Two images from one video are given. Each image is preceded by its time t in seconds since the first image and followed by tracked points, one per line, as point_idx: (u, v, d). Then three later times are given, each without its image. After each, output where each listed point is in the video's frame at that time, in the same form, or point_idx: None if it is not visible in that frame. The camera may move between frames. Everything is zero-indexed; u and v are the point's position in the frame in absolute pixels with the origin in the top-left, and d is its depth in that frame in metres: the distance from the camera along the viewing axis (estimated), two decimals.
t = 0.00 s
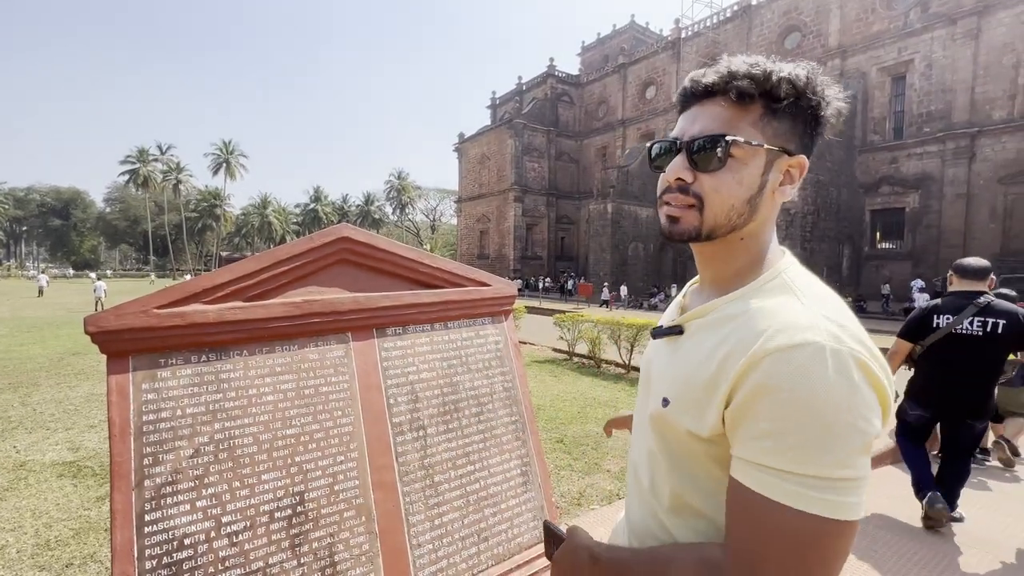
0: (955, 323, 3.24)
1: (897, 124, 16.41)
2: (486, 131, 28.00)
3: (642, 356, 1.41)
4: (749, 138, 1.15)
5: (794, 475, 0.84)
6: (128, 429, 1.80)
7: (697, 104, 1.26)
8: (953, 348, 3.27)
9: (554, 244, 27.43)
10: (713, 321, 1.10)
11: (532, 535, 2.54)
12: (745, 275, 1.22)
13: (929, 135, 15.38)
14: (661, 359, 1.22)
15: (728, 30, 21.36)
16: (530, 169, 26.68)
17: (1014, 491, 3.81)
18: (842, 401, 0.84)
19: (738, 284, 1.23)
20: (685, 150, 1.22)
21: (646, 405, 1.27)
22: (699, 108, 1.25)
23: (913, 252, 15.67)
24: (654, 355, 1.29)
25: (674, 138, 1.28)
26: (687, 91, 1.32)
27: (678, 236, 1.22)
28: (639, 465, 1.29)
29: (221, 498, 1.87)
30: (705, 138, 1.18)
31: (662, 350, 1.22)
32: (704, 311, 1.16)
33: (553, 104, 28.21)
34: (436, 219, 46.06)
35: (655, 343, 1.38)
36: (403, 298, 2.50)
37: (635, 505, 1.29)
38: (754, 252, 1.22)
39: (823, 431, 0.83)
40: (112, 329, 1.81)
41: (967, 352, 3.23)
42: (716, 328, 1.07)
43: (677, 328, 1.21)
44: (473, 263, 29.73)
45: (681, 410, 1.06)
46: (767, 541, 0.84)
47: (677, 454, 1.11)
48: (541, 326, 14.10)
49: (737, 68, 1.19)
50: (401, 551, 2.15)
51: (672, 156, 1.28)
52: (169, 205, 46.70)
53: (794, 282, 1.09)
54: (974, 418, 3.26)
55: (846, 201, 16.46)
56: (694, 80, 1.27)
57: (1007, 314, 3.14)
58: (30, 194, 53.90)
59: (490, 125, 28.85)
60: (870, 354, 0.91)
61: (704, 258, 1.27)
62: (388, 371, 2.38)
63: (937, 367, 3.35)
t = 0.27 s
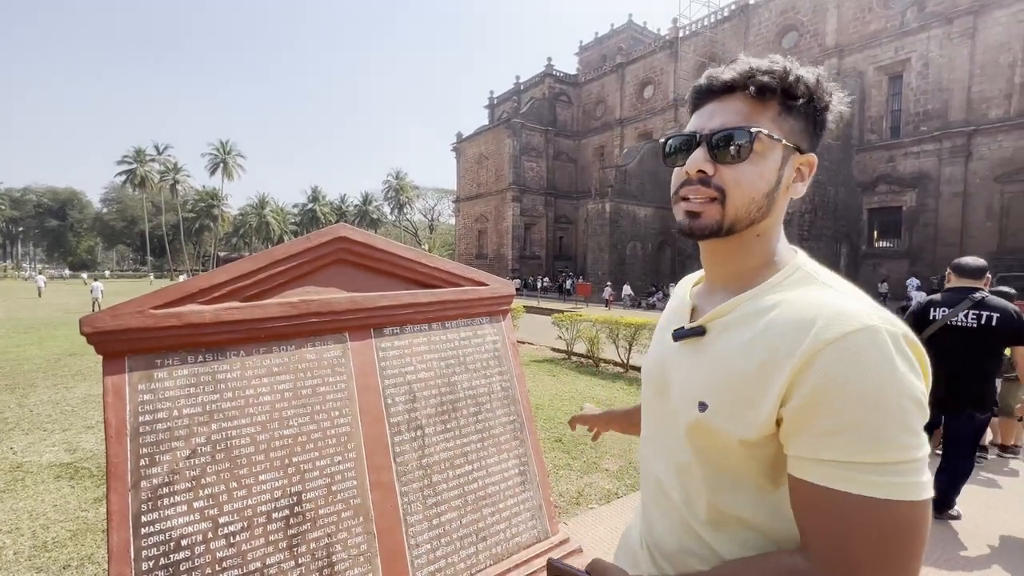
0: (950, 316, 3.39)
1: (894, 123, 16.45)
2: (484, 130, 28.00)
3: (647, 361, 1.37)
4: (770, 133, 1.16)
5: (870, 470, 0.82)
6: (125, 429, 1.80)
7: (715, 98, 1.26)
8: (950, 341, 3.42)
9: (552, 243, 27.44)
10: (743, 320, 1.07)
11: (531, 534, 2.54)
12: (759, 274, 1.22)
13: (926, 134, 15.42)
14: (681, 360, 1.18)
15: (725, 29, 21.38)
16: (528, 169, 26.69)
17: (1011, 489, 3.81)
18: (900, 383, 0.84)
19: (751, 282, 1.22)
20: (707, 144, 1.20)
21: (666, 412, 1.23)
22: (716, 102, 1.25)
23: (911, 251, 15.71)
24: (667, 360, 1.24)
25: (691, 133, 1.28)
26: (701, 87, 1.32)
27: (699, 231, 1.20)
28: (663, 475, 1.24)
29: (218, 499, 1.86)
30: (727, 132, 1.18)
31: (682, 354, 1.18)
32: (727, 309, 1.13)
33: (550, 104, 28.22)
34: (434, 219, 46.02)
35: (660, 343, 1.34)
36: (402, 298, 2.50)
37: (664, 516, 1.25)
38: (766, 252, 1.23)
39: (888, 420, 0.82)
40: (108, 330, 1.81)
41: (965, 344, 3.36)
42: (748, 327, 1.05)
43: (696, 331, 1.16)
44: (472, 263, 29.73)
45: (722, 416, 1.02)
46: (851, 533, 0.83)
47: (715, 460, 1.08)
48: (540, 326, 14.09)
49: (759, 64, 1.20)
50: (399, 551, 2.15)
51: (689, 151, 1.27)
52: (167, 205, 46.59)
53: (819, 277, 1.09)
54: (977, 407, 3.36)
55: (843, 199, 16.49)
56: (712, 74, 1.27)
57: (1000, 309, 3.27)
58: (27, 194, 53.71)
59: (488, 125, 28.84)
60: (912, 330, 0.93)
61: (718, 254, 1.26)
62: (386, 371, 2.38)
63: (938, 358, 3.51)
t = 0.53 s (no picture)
0: (944, 321, 3.50)
1: (889, 123, 16.53)
2: (481, 130, 27.99)
3: (636, 365, 1.27)
4: (812, 141, 1.18)
5: (924, 458, 0.88)
6: (121, 431, 1.79)
7: (753, 98, 1.25)
8: (946, 344, 3.52)
9: (549, 243, 27.45)
10: (773, 322, 1.05)
11: (528, 535, 2.54)
12: (763, 278, 1.21)
13: (921, 134, 15.49)
14: (698, 367, 1.10)
15: (722, 30, 21.43)
16: (525, 169, 26.69)
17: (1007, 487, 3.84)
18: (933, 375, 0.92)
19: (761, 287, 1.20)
20: (752, 137, 1.17)
21: (678, 420, 1.15)
22: (753, 102, 1.24)
23: (906, 251, 15.78)
24: (673, 364, 1.16)
25: (725, 124, 1.24)
26: (735, 86, 1.31)
27: (740, 221, 1.14)
28: (673, 485, 1.17)
29: (215, 500, 1.86)
30: (774, 129, 1.17)
31: (701, 358, 1.11)
32: (752, 308, 1.10)
33: (547, 105, 28.23)
34: (431, 219, 45.97)
35: (650, 349, 1.25)
36: (399, 299, 2.49)
37: (673, 529, 1.18)
38: (769, 258, 1.23)
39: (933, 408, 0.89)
40: (104, 331, 1.80)
41: (961, 346, 3.45)
42: (784, 328, 1.02)
43: (715, 333, 1.11)
44: (469, 263, 29.71)
45: (767, 421, 0.98)
46: (910, 520, 0.87)
47: (748, 467, 1.03)
48: (537, 326, 14.10)
49: (797, 77, 1.24)
50: (396, 551, 2.14)
51: (721, 142, 1.22)
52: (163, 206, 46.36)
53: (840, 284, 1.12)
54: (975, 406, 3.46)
55: (839, 200, 16.56)
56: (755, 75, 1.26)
57: (992, 311, 3.39)
58: (21, 195, 53.33)
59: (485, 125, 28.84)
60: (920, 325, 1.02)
61: (732, 253, 1.21)
62: (383, 371, 2.38)
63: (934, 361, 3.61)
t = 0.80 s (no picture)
0: (937, 321, 3.59)
1: (882, 126, 16.67)
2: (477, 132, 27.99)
3: (617, 370, 1.21)
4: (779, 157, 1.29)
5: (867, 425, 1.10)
6: (115, 433, 1.77)
7: (727, 106, 1.30)
8: (938, 344, 3.59)
9: (545, 245, 27.48)
10: (760, 321, 1.14)
11: (524, 536, 2.54)
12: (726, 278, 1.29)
13: (913, 137, 15.63)
14: (699, 369, 1.12)
15: (717, 33, 21.54)
16: (521, 170, 26.71)
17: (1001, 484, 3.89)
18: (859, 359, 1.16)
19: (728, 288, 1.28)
20: (736, 144, 1.22)
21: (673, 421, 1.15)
22: (727, 111, 1.30)
23: (899, 253, 15.90)
24: (665, 367, 1.15)
25: (706, 128, 1.25)
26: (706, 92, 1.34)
27: (730, 226, 1.19)
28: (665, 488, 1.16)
29: (209, 503, 1.84)
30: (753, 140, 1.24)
31: (697, 357, 1.13)
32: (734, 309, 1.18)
33: (543, 106, 28.29)
34: (427, 220, 45.90)
35: (633, 354, 1.20)
36: (394, 301, 2.49)
37: (666, 532, 1.17)
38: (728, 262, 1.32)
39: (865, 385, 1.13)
40: (98, 333, 1.79)
41: (954, 346, 3.53)
42: (768, 327, 1.13)
43: (708, 334, 1.14)
44: (465, 264, 29.68)
45: (766, 411, 1.07)
46: (868, 475, 1.09)
47: (748, 456, 1.11)
48: (533, 328, 14.10)
49: (758, 95, 1.34)
50: (392, 553, 2.13)
51: (703, 144, 1.24)
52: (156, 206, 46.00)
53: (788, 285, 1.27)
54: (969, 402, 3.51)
55: (833, 202, 16.68)
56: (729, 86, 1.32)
57: (982, 312, 3.50)
58: (13, 196, 52.81)
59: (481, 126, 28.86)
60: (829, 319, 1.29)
61: (705, 253, 1.26)
62: (379, 373, 2.38)
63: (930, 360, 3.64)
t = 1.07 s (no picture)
0: (936, 326, 3.67)
1: (871, 131, 16.88)
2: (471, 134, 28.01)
3: (562, 368, 1.16)
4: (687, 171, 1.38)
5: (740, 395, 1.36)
6: (103, 437, 1.75)
7: (646, 123, 1.34)
8: (934, 348, 3.67)
9: (539, 247, 27.50)
10: (680, 317, 1.26)
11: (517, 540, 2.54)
12: (639, 279, 1.37)
13: (902, 142, 15.84)
14: (641, 360, 1.17)
15: (709, 38, 21.73)
16: (515, 173, 26.74)
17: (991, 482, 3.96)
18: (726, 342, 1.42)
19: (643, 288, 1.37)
20: (654, 163, 1.27)
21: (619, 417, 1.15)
22: (645, 128, 1.33)
23: (888, 256, 16.09)
24: (609, 360, 1.16)
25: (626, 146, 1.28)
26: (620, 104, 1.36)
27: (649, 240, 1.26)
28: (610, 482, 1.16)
29: (199, 507, 1.82)
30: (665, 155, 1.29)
31: (637, 351, 1.18)
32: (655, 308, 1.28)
33: (537, 109, 28.37)
34: (420, 222, 45.77)
35: (577, 350, 1.17)
36: (386, 304, 2.48)
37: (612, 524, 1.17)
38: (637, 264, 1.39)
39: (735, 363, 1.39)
40: (85, 335, 1.76)
41: (951, 349, 3.60)
42: (686, 316, 1.26)
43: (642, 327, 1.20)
44: (459, 267, 29.62)
45: (689, 392, 1.21)
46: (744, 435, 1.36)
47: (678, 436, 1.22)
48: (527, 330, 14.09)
49: (667, 109, 1.40)
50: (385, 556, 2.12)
51: (623, 161, 1.26)
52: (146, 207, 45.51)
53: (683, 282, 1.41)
54: (955, 405, 3.57)
55: (823, 205, 16.86)
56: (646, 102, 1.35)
57: (979, 317, 3.58)
58: None
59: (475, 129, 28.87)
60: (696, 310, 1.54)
61: (622, 260, 1.32)
62: (372, 376, 2.36)
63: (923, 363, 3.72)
